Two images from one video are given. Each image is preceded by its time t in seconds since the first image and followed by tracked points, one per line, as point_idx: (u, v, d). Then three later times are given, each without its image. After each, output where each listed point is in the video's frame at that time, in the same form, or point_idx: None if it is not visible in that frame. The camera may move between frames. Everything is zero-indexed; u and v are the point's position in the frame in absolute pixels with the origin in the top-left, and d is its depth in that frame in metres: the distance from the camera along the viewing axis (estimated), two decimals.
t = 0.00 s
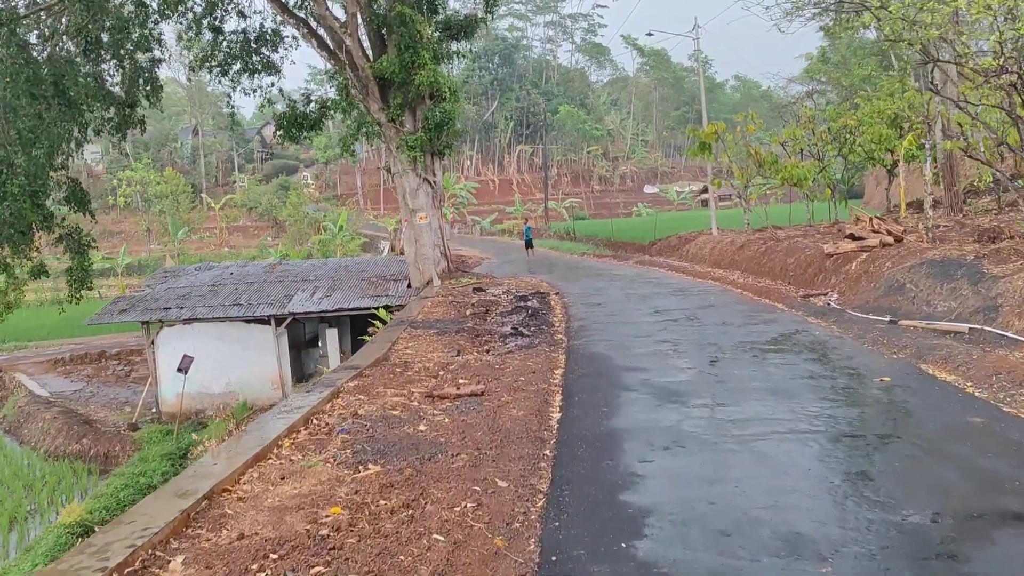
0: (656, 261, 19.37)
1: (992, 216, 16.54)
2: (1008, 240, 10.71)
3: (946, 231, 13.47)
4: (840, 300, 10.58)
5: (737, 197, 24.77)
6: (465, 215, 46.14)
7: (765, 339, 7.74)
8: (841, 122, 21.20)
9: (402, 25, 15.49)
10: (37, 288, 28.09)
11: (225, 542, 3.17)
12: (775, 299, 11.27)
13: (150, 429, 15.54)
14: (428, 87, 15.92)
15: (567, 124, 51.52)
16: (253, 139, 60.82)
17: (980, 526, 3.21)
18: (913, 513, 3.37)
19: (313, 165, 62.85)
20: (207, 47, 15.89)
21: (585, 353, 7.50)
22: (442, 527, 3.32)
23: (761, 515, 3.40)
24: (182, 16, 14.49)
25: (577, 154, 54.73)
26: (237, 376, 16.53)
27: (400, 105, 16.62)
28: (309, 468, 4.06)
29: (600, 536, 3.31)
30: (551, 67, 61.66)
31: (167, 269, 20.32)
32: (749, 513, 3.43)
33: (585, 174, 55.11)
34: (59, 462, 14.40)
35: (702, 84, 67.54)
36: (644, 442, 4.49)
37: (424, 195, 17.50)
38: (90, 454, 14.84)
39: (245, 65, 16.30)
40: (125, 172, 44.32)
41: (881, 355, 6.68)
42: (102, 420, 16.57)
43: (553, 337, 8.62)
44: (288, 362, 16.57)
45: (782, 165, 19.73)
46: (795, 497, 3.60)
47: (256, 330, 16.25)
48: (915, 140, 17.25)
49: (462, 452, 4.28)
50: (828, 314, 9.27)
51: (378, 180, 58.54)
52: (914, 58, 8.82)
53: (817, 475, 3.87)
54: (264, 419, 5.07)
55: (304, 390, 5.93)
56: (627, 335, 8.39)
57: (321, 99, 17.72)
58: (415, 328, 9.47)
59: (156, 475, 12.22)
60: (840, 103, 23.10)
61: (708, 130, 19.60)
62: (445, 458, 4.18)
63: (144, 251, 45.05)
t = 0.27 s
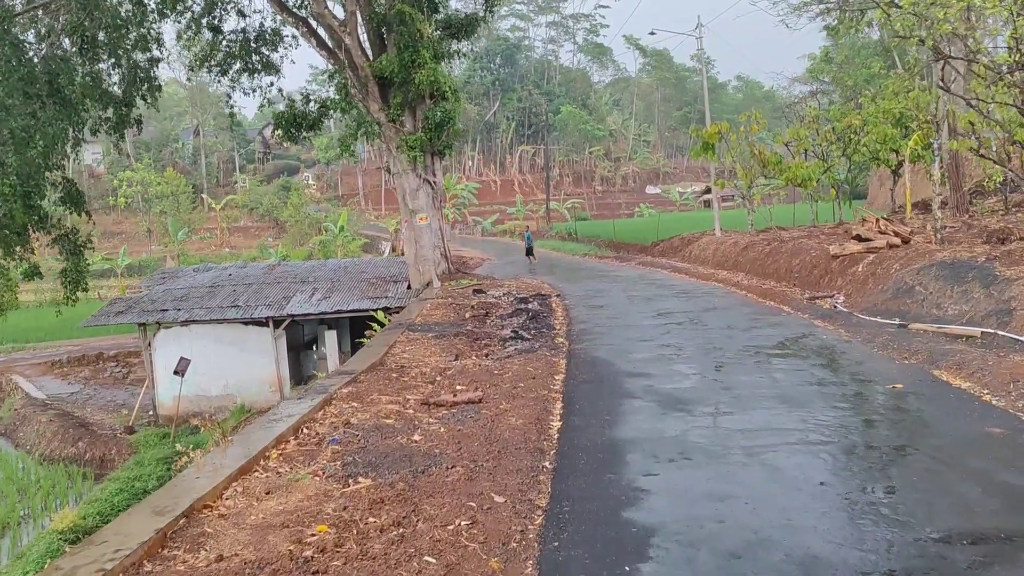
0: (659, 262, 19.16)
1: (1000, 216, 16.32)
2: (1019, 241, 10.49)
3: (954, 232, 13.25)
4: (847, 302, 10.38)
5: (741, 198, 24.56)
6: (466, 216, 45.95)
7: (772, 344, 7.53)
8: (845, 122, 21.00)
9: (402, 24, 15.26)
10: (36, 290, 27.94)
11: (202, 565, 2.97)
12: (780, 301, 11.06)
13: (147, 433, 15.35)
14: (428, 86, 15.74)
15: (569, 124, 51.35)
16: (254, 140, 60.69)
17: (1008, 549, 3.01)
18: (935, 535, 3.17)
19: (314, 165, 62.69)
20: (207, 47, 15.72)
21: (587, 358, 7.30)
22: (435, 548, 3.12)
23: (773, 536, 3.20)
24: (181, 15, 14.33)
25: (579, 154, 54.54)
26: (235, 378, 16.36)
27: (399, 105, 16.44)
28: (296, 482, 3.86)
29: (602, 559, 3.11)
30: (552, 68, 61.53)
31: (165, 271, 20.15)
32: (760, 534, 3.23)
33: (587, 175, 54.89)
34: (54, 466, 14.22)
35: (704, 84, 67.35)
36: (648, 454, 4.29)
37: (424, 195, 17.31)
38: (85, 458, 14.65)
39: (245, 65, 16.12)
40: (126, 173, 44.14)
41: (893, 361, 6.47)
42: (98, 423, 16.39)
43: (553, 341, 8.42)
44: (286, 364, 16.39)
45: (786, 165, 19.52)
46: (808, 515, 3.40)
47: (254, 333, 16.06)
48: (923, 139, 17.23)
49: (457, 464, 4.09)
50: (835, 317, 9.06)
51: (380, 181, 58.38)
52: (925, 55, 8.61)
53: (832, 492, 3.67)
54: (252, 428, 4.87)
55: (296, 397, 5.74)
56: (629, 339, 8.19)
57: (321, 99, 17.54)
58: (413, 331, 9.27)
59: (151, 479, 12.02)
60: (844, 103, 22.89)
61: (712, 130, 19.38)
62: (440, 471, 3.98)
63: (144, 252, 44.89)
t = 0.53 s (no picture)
0: (660, 263, 18.94)
1: (1006, 216, 16.07)
2: None
3: (960, 232, 13.01)
4: (852, 303, 10.16)
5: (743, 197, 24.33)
6: (467, 216, 45.73)
7: (776, 347, 7.30)
8: (848, 121, 20.77)
9: (400, 22, 15.00)
10: (32, 290, 27.74)
11: None
12: (784, 302, 10.83)
13: (141, 435, 15.15)
14: (426, 84, 15.53)
15: (570, 124, 51.16)
16: (254, 139, 60.52)
17: None
18: (956, 556, 2.95)
19: (314, 165, 62.50)
20: (204, 45, 15.54)
21: (584, 362, 7.07)
22: (417, 570, 2.90)
23: (782, 557, 2.99)
24: (177, 13, 14.14)
25: (580, 154, 54.31)
26: (230, 380, 16.13)
27: (397, 103, 16.24)
28: (274, 496, 3.64)
29: None
30: (553, 68, 61.34)
31: (161, 271, 19.94)
32: (767, 555, 3.01)
33: (588, 175, 54.66)
34: (46, 469, 14.01)
35: (705, 84, 67.14)
36: (647, 465, 4.07)
37: (422, 195, 17.13)
38: (78, 461, 14.44)
39: (242, 64, 15.93)
40: (125, 173, 43.96)
41: (902, 365, 6.24)
42: (92, 425, 16.19)
43: (551, 343, 8.20)
44: (281, 365, 16.15)
45: (789, 164, 19.29)
46: (818, 534, 3.18)
47: (249, 334, 15.84)
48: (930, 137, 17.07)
49: (446, 475, 3.86)
50: (841, 319, 8.83)
51: (380, 181, 58.18)
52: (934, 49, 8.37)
53: (844, 509, 3.44)
54: (234, 436, 4.65)
55: (282, 403, 5.52)
56: (629, 341, 7.96)
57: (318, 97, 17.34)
58: (408, 333, 9.05)
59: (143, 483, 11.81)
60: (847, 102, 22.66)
61: (714, 129, 19.14)
62: (427, 483, 3.76)
63: (143, 252, 44.69)
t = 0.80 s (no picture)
0: (662, 266, 18.74)
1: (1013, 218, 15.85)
2: None
3: (967, 235, 12.79)
4: (859, 309, 9.94)
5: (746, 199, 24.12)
6: (467, 218, 45.53)
7: (783, 355, 7.09)
8: (852, 122, 20.57)
9: (399, 22, 14.79)
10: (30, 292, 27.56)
11: None
12: (789, 308, 10.62)
13: (136, 441, 14.95)
14: (426, 85, 15.34)
15: (571, 125, 51.01)
16: (254, 141, 60.37)
17: None
18: None
19: (314, 167, 62.33)
20: (203, 46, 15.35)
21: (585, 371, 6.86)
22: None
23: None
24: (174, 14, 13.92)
25: (581, 156, 54.11)
26: (227, 385, 15.94)
27: (396, 105, 16.04)
28: (254, 521, 3.44)
29: None
30: (555, 69, 61.17)
31: (158, 274, 19.74)
32: None
33: (589, 176, 54.45)
34: (39, 475, 13.83)
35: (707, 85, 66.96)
36: (651, 487, 3.86)
37: (421, 197, 16.96)
38: (72, 468, 14.22)
39: (242, 65, 15.73)
40: (125, 174, 43.77)
41: (915, 375, 6.03)
42: (87, 430, 16.00)
43: (551, 350, 7.99)
44: (279, 369, 15.95)
45: (792, 166, 19.07)
46: (835, 566, 2.97)
47: (246, 338, 15.65)
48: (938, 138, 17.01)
49: (437, 498, 3.65)
50: (848, 326, 8.60)
51: (381, 182, 58.02)
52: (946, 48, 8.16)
53: (861, 536, 3.24)
54: (218, 452, 4.45)
55: (270, 416, 5.31)
56: (632, 349, 7.76)
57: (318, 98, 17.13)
58: (404, 340, 8.85)
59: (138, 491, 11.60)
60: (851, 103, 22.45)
61: (716, 130, 18.94)
62: (417, 507, 3.55)
63: (143, 254, 44.51)
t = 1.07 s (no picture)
0: (664, 266, 18.53)
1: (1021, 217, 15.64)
2: None
3: (975, 234, 12.58)
4: (867, 308, 9.73)
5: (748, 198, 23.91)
6: (468, 217, 45.32)
7: (791, 357, 6.88)
8: (856, 120, 20.36)
9: (398, 18, 14.56)
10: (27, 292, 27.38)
11: None
12: (795, 308, 10.41)
13: (131, 442, 14.75)
14: (425, 82, 15.14)
15: (572, 124, 50.85)
16: (254, 140, 60.19)
17: None
18: None
19: (315, 166, 62.13)
20: (200, 44, 15.12)
21: (586, 372, 6.67)
22: None
23: None
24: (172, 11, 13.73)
25: (582, 155, 53.90)
26: (224, 385, 15.74)
27: (395, 102, 15.84)
28: (234, 534, 3.22)
29: None
30: (556, 68, 60.96)
31: (154, 273, 19.54)
32: None
33: (590, 176, 54.22)
34: (32, 478, 13.65)
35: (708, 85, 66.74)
36: (657, 497, 3.65)
37: (420, 196, 16.74)
38: (66, 469, 14.10)
39: (240, 62, 15.51)
40: (124, 173, 43.60)
41: (928, 377, 5.82)
42: (82, 432, 15.81)
43: (551, 351, 7.78)
44: (276, 370, 15.76)
45: (796, 165, 18.86)
46: None
47: (243, 339, 15.44)
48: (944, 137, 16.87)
49: (430, 509, 3.44)
50: (857, 326, 8.38)
51: (381, 181, 57.83)
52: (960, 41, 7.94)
53: (882, 550, 3.04)
54: (201, 459, 4.23)
55: (258, 420, 5.10)
56: (635, 350, 7.55)
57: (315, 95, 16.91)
58: (401, 340, 8.64)
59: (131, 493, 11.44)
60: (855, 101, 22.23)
61: (719, 128, 18.72)
62: (408, 519, 3.34)
63: (142, 253, 44.32)
